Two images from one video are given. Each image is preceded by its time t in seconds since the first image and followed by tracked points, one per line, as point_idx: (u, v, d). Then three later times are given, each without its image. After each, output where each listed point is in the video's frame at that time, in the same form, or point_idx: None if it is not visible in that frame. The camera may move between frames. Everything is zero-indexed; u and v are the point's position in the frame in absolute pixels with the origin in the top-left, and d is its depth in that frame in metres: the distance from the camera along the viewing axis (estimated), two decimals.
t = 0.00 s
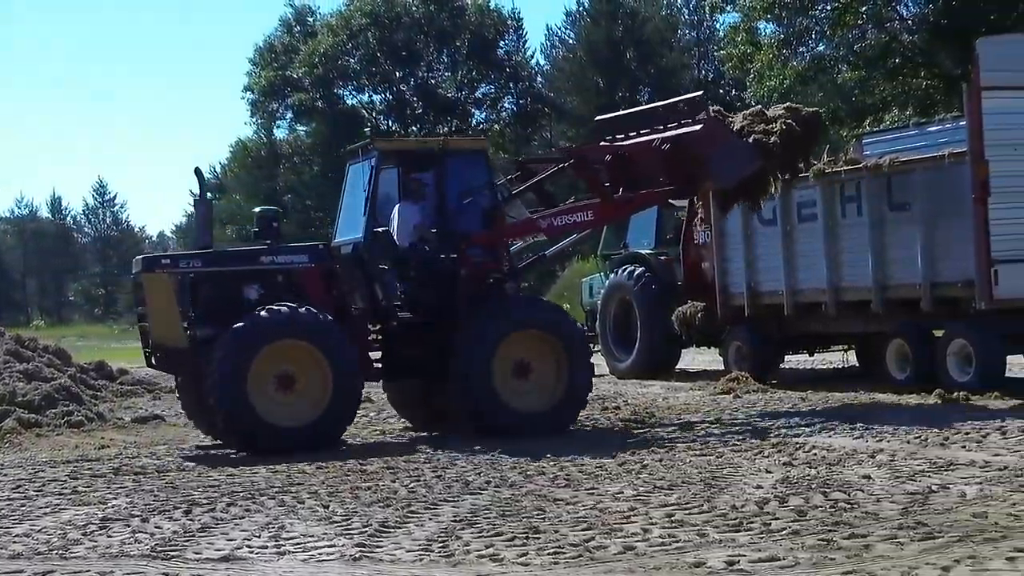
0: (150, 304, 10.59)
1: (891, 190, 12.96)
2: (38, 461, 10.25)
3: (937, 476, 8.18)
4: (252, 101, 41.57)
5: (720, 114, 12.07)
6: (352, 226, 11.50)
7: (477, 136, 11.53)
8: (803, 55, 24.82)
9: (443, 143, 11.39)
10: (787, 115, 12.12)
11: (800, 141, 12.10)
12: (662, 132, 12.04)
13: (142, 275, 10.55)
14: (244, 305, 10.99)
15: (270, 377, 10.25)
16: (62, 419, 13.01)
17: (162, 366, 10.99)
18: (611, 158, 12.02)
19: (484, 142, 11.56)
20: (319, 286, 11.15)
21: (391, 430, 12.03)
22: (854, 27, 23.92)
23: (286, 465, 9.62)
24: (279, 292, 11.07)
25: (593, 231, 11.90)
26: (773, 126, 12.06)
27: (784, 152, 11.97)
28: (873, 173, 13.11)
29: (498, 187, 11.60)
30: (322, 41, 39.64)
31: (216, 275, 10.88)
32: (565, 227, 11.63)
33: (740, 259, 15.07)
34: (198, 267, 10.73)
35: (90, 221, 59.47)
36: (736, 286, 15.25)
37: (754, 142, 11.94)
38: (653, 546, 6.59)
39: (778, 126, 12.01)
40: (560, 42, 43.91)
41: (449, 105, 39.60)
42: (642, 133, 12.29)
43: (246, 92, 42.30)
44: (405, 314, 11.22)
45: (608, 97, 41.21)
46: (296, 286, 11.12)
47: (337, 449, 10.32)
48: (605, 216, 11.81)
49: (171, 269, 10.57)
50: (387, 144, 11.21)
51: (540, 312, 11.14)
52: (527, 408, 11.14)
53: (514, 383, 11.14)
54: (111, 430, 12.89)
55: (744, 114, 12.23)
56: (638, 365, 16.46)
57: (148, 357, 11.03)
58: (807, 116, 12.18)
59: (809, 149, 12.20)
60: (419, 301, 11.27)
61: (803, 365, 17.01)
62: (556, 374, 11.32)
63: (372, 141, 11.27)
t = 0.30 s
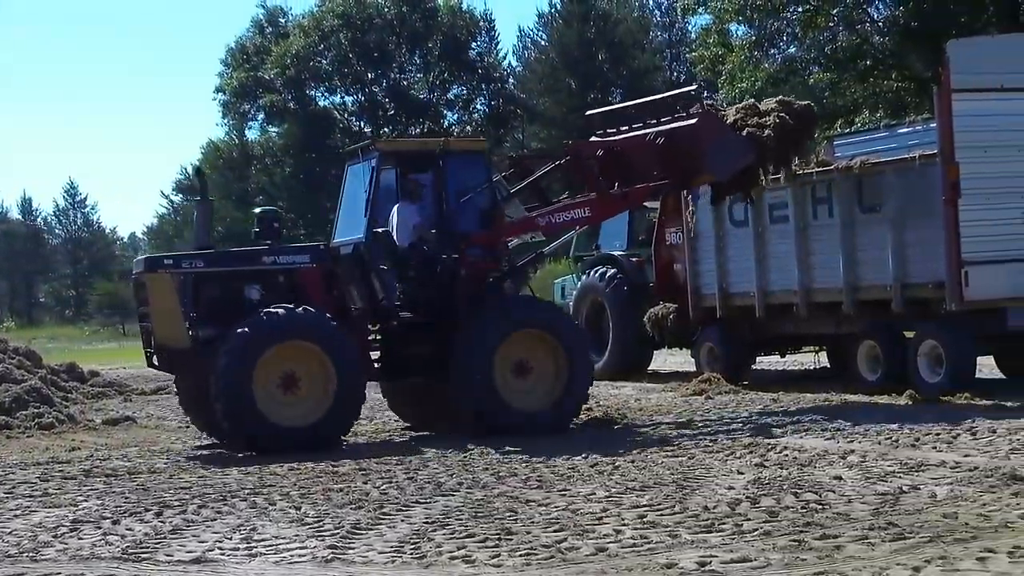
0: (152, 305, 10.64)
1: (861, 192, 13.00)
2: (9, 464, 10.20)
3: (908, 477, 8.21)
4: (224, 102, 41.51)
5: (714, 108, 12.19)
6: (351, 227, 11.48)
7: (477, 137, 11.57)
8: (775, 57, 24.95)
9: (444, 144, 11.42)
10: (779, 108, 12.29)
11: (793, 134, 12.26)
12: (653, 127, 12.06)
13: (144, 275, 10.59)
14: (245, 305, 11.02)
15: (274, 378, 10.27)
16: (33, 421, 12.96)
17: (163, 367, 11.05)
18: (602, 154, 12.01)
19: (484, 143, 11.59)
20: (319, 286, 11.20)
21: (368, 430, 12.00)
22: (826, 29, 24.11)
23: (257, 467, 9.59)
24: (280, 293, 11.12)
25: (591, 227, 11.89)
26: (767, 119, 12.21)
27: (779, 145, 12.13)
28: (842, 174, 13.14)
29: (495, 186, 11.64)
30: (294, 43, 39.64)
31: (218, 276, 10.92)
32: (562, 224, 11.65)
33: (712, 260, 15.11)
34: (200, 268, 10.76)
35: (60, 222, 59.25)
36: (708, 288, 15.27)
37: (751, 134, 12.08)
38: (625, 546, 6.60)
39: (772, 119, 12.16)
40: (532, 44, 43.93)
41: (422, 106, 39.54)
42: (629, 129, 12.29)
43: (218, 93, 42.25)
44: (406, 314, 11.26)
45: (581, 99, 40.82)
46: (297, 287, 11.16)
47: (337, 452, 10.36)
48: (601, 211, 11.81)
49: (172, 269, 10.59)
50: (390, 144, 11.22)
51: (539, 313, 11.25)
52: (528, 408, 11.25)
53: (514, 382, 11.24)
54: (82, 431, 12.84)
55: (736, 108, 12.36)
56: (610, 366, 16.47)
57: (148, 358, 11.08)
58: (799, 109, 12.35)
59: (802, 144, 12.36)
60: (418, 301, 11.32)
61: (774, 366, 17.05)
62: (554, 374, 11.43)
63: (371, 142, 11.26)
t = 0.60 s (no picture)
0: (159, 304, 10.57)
1: (840, 195, 13.03)
2: None
3: (884, 478, 8.23)
4: (201, 103, 41.49)
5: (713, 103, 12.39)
6: (356, 227, 11.53)
7: (480, 139, 11.69)
8: (752, 60, 25.21)
9: (448, 145, 11.54)
10: (777, 105, 12.56)
11: (789, 130, 12.52)
12: (652, 122, 12.11)
13: (152, 275, 10.52)
14: (251, 305, 11.11)
15: (282, 377, 10.29)
16: (8, 423, 12.91)
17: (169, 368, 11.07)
18: (599, 150, 12.14)
19: (487, 144, 11.73)
20: (325, 287, 11.27)
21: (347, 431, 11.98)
22: (802, 31, 24.25)
23: (234, 468, 9.57)
24: (285, 293, 11.20)
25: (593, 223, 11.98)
26: (763, 114, 12.48)
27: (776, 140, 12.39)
28: (820, 175, 13.14)
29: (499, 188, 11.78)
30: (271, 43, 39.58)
31: (224, 275, 10.96)
32: (565, 222, 11.77)
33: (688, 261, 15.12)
34: (206, 268, 10.75)
35: (37, 223, 59.23)
36: (685, 289, 15.27)
37: (747, 128, 12.34)
38: (603, 548, 6.61)
39: (770, 114, 12.43)
40: (509, 45, 44.01)
41: (400, 106, 39.63)
42: (629, 124, 12.35)
43: (195, 94, 42.18)
44: (411, 315, 11.24)
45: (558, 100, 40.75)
46: (301, 287, 11.23)
47: (344, 452, 10.37)
48: (603, 207, 11.89)
49: (179, 270, 10.56)
50: (393, 146, 11.30)
51: (543, 313, 11.37)
52: (534, 406, 11.37)
53: (520, 381, 11.36)
54: (58, 434, 12.80)
55: (734, 105, 12.63)
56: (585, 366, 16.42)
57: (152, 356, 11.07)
58: (794, 103, 12.61)
59: (797, 140, 12.62)
60: (421, 301, 11.29)
61: (751, 368, 17.09)
62: (558, 373, 11.57)
63: (378, 143, 11.31)
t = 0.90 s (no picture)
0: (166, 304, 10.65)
1: (818, 194, 13.06)
2: None
3: (863, 479, 8.24)
4: (181, 104, 41.43)
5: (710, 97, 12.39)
6: (360, 227, 11.53)
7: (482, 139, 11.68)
8: (731, 62, 25.03)
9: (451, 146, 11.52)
10: (775, 99, 12.57)
11: (786, 125, 12.58)
12: (647, 116, 12.27)
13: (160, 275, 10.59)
14: (255, 305, 11.15)
15: (288, 378, 10.35)
16: None
17: (174, 368, 11.12)
18: (594, 144, 12.35)
19: (488, 144, 11.72)
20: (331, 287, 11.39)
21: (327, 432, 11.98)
22: (783, 34, 24.32)
23: (214, 469, 9.56)
24: (289, 293, 11.29)
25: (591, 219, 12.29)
26: (761, 108, 12.49)
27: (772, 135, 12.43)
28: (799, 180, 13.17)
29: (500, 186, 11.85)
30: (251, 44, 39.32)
31: (228, 277, 11.01)
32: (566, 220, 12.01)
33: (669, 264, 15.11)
34: (211, 268, 10.81)
35: (16, 224, 59.14)
36: (665, 292, 15.25)
37: (744, 122, 12.36)
38: (583, 549, 6.62)
39: (767, 107, 12.46)
40: (490, 47, 44.02)
41: (381, 108, 39.59)
42: (625, 118, 12.51)
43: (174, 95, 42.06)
44: (415, 314, 11.41)
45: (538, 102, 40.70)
46: (306, 287, 11.34)
47: (350, 452, 10.36)
48: (602, 204, 12.21)
49: (186, 271, 10.62)
50: (398, 147, 11.22)
51: (549, 312, 11.53)
52: (539, 404, 11.50)
53: (524, 379, 11.49)
54: (36, 435, 12.77)
55: (731, 98, 12.67)
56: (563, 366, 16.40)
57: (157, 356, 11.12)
58: (792, 98, 12.64)
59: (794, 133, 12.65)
60: (423, 301, 11.43)
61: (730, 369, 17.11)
62: (563, 371, 11.70)
63: (382, 143, 11.28)
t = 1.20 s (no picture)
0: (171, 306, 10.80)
1: (800, 195, 13.05)
2: None
3: (845, 480, 8.26)
4: (163, 105, 41.34)
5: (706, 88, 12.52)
6: (362, 227, 11.80)
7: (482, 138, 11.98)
8: (713, 63, 25.02)
9: (453, 146, 11.81)
10: (770, 92, 12.84)
11: (781, 117, 12.82)
12: (644, 108, 12.39)
13: (165, 277, 10.77)
14: (259, 306, 11.34)
15: (296, 378, 10.50)
16: None
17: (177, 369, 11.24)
18: (590, 137, 12.49)
19: (489, 144, 12.02)
20: (335, 288, 11.53)
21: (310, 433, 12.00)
22: (765, 36, 24.35)
23: (197, 470, 9.57)
24: (293, 294, 11.46)
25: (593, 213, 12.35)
26: (756, 99, 12.75)
27: (768, 126, 12.67)
28: (778, 181, 13.20)
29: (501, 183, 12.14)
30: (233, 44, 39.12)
31: (233, 278, 11.19)
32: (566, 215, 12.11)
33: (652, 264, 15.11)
34: (217, 269, 10.98)
35: None
36: (648, 293, 15.26)
37: (740, 114, 12.59)
38: (566, 551, 6.61)
39: (762, 99, 12.71)
40: (472, 48, 43.99)
41: (364, 109, 39.52)
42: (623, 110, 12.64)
43: (155, 96, 41.95)
44: (417, 314, 11.67)
45: (521, 103, 40.73)
46: (310, 288, 11.49)
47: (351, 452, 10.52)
48: (602, 197, 12.25)
49: (191, 272, 10.80)
50: (400, 146, 11.51)
51: (551, 311, 11.67)
52: (541, 403, 11.60)
53: (527, 377, 11.61)
54: (16, 436, 12.75)
55: (726, 90, 12.92)
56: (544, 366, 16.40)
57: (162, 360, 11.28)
58: (786, 90, 12.95)
59: (787, 126, 12.94)
60: (426, 301, 11.70)
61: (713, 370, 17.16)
62: (565, 370, 11.81)
63: (384, 144, 11.57)
